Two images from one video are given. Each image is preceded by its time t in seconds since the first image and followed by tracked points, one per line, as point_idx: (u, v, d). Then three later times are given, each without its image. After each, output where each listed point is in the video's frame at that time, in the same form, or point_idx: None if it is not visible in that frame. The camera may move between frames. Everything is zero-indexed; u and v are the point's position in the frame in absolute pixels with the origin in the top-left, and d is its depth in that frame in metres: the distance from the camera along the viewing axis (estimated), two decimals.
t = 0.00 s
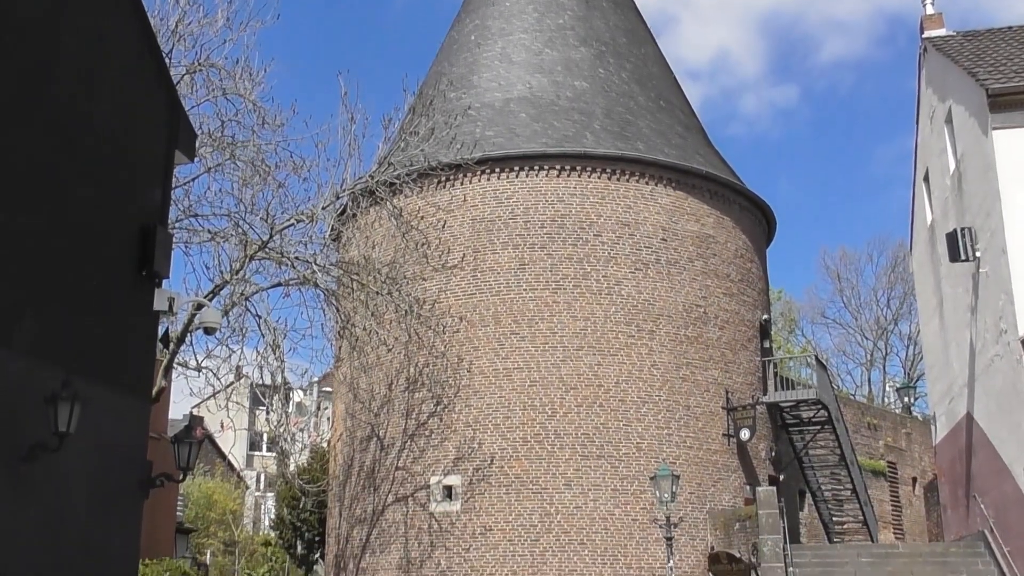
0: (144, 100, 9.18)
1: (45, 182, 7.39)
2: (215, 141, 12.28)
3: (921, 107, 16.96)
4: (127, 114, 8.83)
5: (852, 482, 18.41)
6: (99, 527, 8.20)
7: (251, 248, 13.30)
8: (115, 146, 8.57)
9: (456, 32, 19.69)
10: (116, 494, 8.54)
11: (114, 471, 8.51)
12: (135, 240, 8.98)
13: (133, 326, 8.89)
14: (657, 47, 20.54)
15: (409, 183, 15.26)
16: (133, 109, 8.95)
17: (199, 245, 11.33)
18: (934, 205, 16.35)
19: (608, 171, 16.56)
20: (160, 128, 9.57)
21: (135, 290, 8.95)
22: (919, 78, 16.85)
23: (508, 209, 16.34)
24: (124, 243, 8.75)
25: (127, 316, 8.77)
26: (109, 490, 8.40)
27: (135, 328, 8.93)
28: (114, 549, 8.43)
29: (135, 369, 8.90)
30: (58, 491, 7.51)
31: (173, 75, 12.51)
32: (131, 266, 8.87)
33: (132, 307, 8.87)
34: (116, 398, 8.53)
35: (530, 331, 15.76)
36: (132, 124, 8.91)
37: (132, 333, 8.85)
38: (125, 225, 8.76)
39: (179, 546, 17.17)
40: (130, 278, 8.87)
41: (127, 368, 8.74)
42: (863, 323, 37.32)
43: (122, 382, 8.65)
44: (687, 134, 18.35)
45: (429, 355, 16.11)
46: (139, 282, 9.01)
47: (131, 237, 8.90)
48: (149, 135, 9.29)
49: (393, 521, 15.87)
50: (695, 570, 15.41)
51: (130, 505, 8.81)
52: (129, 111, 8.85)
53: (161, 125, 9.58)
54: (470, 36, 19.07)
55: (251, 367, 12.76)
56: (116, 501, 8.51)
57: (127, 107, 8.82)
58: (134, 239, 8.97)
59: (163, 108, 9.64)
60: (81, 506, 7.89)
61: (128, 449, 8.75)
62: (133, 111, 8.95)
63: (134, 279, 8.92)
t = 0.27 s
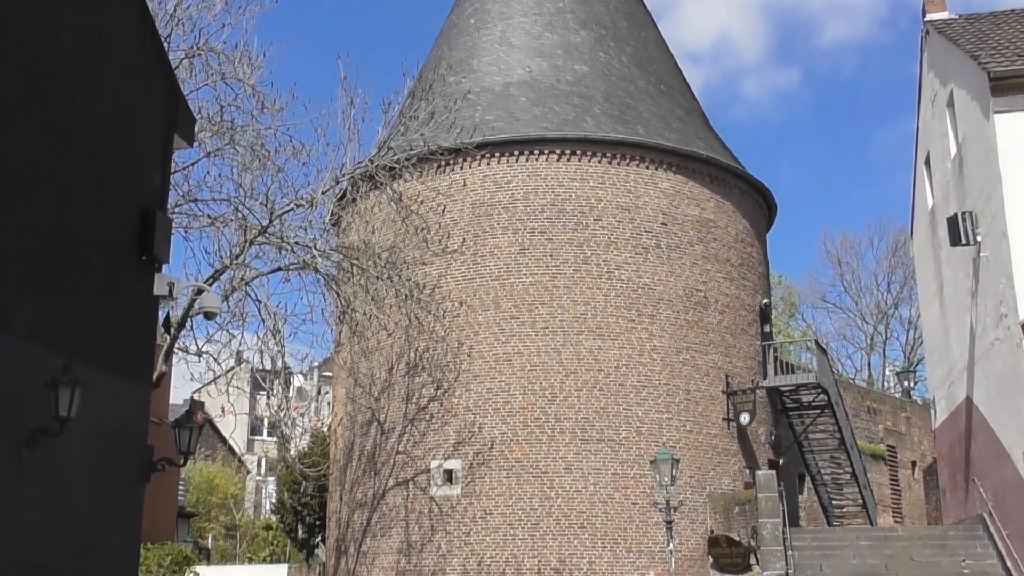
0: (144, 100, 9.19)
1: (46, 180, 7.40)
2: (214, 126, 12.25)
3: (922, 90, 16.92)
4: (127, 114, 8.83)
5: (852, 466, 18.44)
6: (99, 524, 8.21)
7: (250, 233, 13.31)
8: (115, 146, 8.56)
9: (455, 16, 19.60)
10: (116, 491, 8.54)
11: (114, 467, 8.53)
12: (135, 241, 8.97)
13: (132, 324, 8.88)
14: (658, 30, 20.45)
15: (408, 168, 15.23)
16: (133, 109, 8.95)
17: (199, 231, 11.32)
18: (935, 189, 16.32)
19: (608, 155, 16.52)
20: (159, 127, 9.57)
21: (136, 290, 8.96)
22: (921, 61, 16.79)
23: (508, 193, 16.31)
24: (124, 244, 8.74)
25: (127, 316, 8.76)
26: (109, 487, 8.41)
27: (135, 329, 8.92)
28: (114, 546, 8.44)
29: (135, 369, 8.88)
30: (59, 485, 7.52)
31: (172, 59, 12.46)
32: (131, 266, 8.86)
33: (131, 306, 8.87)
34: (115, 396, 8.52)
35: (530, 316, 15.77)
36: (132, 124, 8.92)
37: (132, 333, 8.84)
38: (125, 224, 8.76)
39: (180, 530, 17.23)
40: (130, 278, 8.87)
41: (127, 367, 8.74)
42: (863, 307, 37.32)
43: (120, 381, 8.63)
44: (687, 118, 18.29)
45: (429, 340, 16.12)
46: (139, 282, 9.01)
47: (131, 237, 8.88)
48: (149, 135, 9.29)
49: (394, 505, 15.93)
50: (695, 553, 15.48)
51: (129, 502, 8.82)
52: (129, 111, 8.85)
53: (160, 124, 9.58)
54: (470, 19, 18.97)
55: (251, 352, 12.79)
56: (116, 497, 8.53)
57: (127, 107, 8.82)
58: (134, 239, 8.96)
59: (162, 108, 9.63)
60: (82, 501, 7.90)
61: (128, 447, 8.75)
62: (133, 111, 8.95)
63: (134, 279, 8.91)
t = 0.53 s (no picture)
0: (144, 101, 9.17)
1: (44, 180, 7.39)
2: (213, 110, 12.21)
3: (923, 74, 16.86)
4: (127, 114, 8.81)
5: (851, 450, 18.46)
6: (99, 515, 8.21)
7: (250, 218, 13.31)
8: (115, 146, 8.53)
9: None
10: (116, 483, 8.53)
11: (114, 458, 8.52)
12: (136, 242, 8.95)
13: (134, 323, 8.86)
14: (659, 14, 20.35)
15: (408, 152, 15.19)
16: (134, 110, 8.94)
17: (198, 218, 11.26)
18: (936, 174, 16.28)
19: (608, 140, 16.48)
20: (159, 126, 9.54)
21: (137, 290, 8.94)
22: (923, 45, 16.72)
23: (508, 178, 16.27)
24: (125, 245, 8.73)
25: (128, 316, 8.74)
26: (109, 479, 8.40)
27: (135, 330, 8.89)
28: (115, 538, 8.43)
29: (135, 367, 8.87)
30: (58, 474, 7.52)
31: (170, 43, 12.41)
32: (132, 266, 8.84)
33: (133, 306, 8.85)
34: (115, 386, 8.51)
35: (530, 301, 15.77)
36: (133, 124, 8.90)
37: (133, 334, 8.82)
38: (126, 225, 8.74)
39: (181, 515, 17.28)
40: (132, 279, 8.86)
41: (126, 367, 8.71)
42: (863, 293, 37.32)
43: (119, 374, 8.60)
44: (688, 102, 18.22)
45: (430, 325, 16.13)
46: (140, 282, 8.99)
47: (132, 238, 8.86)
48: (149, 135, 9.26)
49: (394, 490, 15.97)
50: (694, 537, 15.53)
51: (129, 492, 8.81)
52: (129, 111, 8.84)
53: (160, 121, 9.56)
54: (470, 3, 18.88)
55: (251, 337, 12.80)
56: (116, 488, 8.53)
57: (127, 108, 8.80)
58: (136, 239, 8.94)
59: (162, 107, 9.61)
60: (81, 493, 7.89)
61: (128, 437, 8.75)
62: (133, 112, 8.93)
63: (135, 281, 8.89)
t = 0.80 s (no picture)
0: (145, 101, 9.18)
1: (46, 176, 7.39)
2: (212, 93, 12.17)
3: (925, 55, 16.79)
4: (128, 114, 8.82)
5: (851, 432, 18.48)
6: (99, 501, 8.22)
7: (250, 201, 13.30)
8: (115, 145, 8.54)
9: None
10: (116, 469, 8.54)
11: (115, 443, 8.53)
12: (137, 243, 8.95)
13: (133, 323, 8.84)
14: None
15: (408, 135, 15.13)
16: (134, 110, 8.95)
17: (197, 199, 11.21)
18: (937, 156, 16.25)
19: (609, 122, 16.42)
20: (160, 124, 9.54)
21: (138, 291, 8.93)
22: (925, 26, 16.63)
23: (508, 161, 16.23)
24: (126, 246, 8.72)
25: (127, 316, 8.73)
26: (108, 464, 8.41)
27: (135, 330, 8.88)
28: (115, 523, 8.44)
29: (133, 366, 8.84)
30: (59, 459, 7.53)
31: (169, 25, 12.34)
32: (133, 267, 8.84)
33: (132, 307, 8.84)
34: (115, 373, 8.51)
35: (531, 284, 15.76)
36: (133, 125, 8.90)
37: (133, 333, 8.81)
38: (126, 226, 8.74)
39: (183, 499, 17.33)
40: (132, 280, 8.85)
41: (123, 367, 8.68)
42: (864, 275, 37.30)
43: (119, 363, 8.61)
44: (688, 85, 18.14)
45: (430, 308, 16.13)
46: (140, 283, 8.99)
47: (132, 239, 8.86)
48: (149, 136, 9.28)
49: (395, 472, 16.01)
50: (694, 519, 15.58)
51: (130, 478, 8.83)
52: (130, 111, 8.85)
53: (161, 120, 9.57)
54: None
55: (251, 320, 12.81)
56: (117, 473, 8.54)
57: (128, 107, 8.81)
58: (136, 241, 8.94)
59: (164, 106, 9.62)
60: (79, 485, 7.86)
61: (128, 424, 8.76)
62: (133, 112, 8.94)
63: (135, 282, 8.89)
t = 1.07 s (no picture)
0: (146, 101, 9.19)
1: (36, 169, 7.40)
2: (209, 74, 12.12)
3: (926, 35, 16.72)
4: (128, 114, 8.83)
5: (850, 413, 18.51)
6: (103, 484, 8.21)
7: (248, 182, 13.30)
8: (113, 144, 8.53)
9: None
10: (120, 453, 8.52)
11: (119, 427, 8.52)
12: (138, 245, 8.93)
13: (134, 323, 8.79)
14: None
15: (406, 115, 15.08)
16: (134, 110, 8.95)
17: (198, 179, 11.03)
18: (937, 137, 16.21)
19: (608, 102, 16.37)
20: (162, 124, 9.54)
21: (138, 293, 8.88)
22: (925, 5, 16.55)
23: (507, 141, 16.18)
24: (126, 247, 8.70)
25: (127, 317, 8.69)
26: (112, 449, 8.39)
27: (135, 329, 8.80)
28: (120, 506, 8.43)
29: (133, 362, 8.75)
30: (58, 443, 7.53)
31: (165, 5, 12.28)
32: (134, 268, 8.80)
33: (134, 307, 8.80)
34: (117, 360, 8.47)
35: (530, 265, 15.75)
36: (133, 126, 8.90)
37: (134, 334, 8.76)
38: (128, 227, 8.73)
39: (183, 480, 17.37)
40: (132, 281, 8.82)
41: (122, 362, 8.59)
42: (863, 256, 37.27)
43: (121, 352, 8.58)
44: (688, 65, 18.06)
45: (429, 289, 16.12)
46: (141, 284, 8.95)
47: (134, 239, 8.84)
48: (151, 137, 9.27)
49: (394, 453, 16.04)
50: (693, 499, 15.62)
51: (130, 474, 8.67)
52: (131, 112, 8.86)
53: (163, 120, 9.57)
54: None
55: (250, 301, 12.82)
56: (122, 457, 8.52)
57: (128, 107, 8.83)
58: (138, 243, 8.91)
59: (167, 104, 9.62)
60: (75, 478, 7.77)
61: (133, 410, 8.73)
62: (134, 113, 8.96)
63: (135, 282, 8.84)
